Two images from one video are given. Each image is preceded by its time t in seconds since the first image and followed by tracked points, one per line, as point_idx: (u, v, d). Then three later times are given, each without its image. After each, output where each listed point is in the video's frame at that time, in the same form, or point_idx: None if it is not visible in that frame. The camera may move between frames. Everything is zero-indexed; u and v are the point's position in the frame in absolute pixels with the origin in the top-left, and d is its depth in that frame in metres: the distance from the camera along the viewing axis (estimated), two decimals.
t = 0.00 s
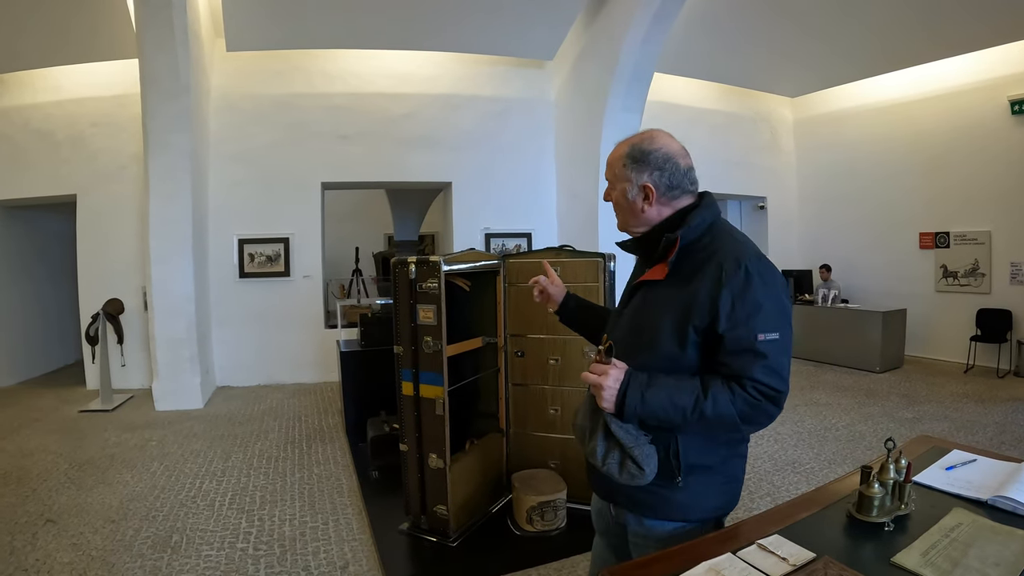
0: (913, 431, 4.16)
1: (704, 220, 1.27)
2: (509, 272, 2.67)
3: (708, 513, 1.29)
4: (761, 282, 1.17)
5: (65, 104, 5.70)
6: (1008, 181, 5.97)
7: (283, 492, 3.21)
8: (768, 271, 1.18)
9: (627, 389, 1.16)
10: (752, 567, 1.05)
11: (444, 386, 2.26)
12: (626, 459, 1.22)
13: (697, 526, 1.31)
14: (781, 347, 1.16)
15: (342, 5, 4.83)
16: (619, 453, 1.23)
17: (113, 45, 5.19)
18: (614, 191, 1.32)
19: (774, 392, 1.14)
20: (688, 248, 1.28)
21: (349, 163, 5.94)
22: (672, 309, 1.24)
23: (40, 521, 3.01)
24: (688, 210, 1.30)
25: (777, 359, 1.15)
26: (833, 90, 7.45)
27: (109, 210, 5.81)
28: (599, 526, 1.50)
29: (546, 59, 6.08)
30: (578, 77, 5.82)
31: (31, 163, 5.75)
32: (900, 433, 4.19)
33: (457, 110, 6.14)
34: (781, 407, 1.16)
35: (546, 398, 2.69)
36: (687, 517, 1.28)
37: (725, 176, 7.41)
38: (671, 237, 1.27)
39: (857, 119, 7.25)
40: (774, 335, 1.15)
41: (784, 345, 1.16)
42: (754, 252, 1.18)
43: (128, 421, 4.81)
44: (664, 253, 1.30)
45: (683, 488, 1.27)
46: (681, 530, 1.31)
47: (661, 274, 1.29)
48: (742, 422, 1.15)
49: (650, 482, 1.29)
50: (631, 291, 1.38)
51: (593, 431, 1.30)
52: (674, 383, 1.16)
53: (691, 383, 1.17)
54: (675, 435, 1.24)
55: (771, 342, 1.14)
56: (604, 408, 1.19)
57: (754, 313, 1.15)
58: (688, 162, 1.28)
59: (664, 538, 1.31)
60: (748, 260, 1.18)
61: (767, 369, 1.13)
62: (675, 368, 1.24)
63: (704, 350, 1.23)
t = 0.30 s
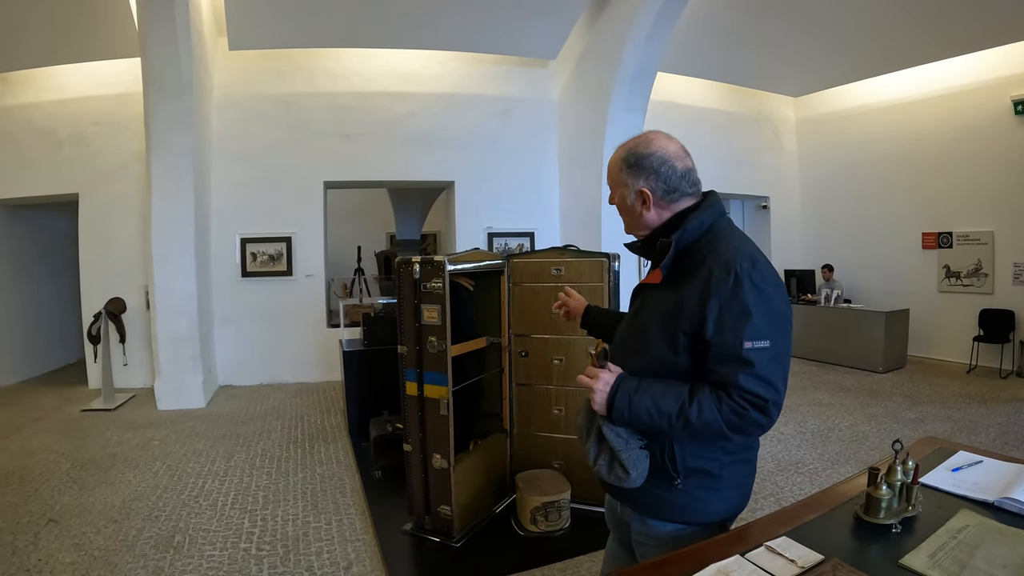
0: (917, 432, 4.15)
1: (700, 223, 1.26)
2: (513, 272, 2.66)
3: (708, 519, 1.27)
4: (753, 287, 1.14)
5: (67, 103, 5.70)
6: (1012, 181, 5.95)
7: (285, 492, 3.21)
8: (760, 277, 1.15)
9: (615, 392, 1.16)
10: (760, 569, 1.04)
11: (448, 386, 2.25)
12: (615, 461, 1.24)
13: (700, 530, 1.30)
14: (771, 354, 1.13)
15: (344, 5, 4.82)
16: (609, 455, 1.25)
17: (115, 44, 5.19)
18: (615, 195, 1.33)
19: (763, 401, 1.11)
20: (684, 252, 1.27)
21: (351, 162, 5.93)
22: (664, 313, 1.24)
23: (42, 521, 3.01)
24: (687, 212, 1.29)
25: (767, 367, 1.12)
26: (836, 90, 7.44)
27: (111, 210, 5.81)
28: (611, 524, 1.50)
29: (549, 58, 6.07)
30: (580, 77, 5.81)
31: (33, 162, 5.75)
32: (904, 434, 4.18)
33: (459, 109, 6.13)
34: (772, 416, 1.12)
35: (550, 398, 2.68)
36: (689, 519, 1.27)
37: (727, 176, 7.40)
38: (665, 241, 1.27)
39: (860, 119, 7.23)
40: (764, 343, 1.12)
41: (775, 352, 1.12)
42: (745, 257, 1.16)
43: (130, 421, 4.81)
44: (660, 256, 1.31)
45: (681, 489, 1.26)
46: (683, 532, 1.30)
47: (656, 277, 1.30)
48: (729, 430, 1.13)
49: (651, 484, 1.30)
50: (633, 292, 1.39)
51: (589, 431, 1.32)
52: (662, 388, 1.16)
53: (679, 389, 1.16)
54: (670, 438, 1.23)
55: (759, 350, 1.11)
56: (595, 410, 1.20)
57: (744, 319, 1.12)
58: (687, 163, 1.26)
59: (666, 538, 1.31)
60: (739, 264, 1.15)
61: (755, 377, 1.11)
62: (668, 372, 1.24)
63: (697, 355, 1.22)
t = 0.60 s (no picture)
0: (919, 432, 4.14)
1: (699, 220, 1.25)
2: (515, 271, 2.65)
3: (709, 516, 1.26)
4: (753, 285, 1.13)
5: (68, 102, 5.69)
6: (1014, 181, 5.94)
7: (286, 491, 3.20)
8: (762, 275, 1.14)
9: (617, 391, 1.15)
10: (766, 569, 1.03)
11: (450, 385, 2.24)
12: (617, 460, 1.23)
13: (700, 527, 1.29)
14: (772, 351, 1.12)
15: (345, 4, 4.82)
16: (611, 453, 1.24)
17: (115, 42, 5.18)
18: (614, 194, 1.32)
19: (764, 397, 1.11)
20: (682, 249, 1.25)
21: (352, 161, 5.92)
22: (664, 311, 1.23)
23: (42, 520, 3.00)
24: (686, 210, 1.28)
25: (768, 364, 1.11)
26: (838, 89, 7.42)
27: (111, 208, 5.80)
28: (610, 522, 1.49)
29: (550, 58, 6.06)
30: (582, 76, 5.80)
31: (34, 161, 5.75)
32: (906, 433, 4.16)
33: (460, 108, 6.12)
34: (773, 412, 1.12)
35: (552, 398, 2.67)
36: (688, 517, 1.26)
37: (729, 175, 7.39)
38: (665, 239, 1.25)
39: (862, 119, 7.21)
40: (765, 340, 1.11)
41: (776, 349, 1.12)
42: (746, 255, 1.15)
43: (131, 419, 4.81)
44: (658, 253, 1.29)
45: (681, 487, 1.25)
46: (683, 529, 1.29)
47: (656, 275, 1.28)
48: (732, 428, 1.12)
49: (651, 483, 1.28)
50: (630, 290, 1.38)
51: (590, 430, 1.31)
52: (663, 387, 1.15)
53: (680, 387, 1.15)
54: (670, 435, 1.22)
55: (761, 347, 1.11)
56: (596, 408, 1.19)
57: (745, 317, 1.11)
58: (684, 156, 1.25)
59: (666, 536, 1.29)
60: (740, 262, 1.14)
61: (757, 374, 1.10)
62: (668, 370, 1.23)
63: (697, 353, 1.21)
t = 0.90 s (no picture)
0: (923, 433, 4.11)
1: (686, 215, 1.24)
2: (517, 269, 2.64)
3: (705, 510, 1.24)
4: (743, 275, 1.11)
5: (67, 101, 5.67)
6: (1017, 180, 5.90)
7: (286, 492, 3.18)
8: (750, 265, 1.13)
9: (611, 386, 1.13)
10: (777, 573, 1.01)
11: (452, 385, 2.22)
12: (614, 456, 1.21)
13: (697, 522, 1.27)
14: (765, 340, 1.10)
15: (346, 1, 4.79)
16: (607, 450, 1.22)
17: (115, 40, 5.16)
18: (598, 196, 1.30)
19: (757, 384, 1.08)
20: (671, 245, 1.24)
21: (352, 160, 5.90)
22: (655, 306, 1.21)
23: (41, 520, 2.98)
24: (672, 206, 1.27)
25: (761, 352, 1.09)
26: (839, 88, 7.39)
27: (111, 208, 5.78)
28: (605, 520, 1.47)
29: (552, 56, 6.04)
30: (584, 75, 5.78)
31: (35, 160, 5.73)
32: (910, 433, 4.14)
33: (461, 106, 6.09)
34: (767, 400, 1.10)
35: (554, 397, 2.65)
36: (684, 512, 1.24)
37: (730, 174, 7.36)
38: (652, 234, 1.23)
39: (865, 117, 7.18)
40: (756, 327, 1.09)
41: (767, 337, 1.10)
42: (735, 246, 1.13)
43: (131, 419, 4.79)
44: (647, 249, 1.28)
45: (676, 482, 1.23)
46: (679, 525, 1.27)
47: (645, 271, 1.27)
48: (727, 417, 1.10)
49: (646, 479, 1.26)
50: (619, 289, 1.35)
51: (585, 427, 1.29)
52: (655, 380, 1.13)
53: (673, 379, 1.13)
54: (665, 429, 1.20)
55: (753, 335, 1.08)
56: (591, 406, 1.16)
57: (736, 305, 1.09)
58: (665, 153, 1.25)
59: (660, 532, 1.28)
60: (727, 253, 1.13)
61: (750, 362, 1.08)
62: (661, 364, 1.20)
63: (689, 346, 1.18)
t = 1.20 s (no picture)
0: (927, 433, 4.07)
1: (667, 209, 1.21)
2: (517, 268, 2.59)
3: (706, 507, 1.20)
4: (731, 261, 1.08)
5: (65, 100, 5.63)
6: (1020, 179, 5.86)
7: (284, 494, 3.14)
8: (736, 251, 1.10)
9: (607, 385, 1.09)
10: None
11: (452, 386, 2.18)
12: (613, 455, 1.17)
13: (699, 521, 1.23)
14: (757, 324, 1.07)
15: None
16: (606, 449, 1.18)
17: (112, 39, 5.12)
18: (587, 183, 1.23)
19: (754, 369, 1.05)
20: (655, 240, 1.20)
21: (351, 158, 5.86)
22: (644, 301, 1.17)
23: (36, 523, 2.94)
24: (653, 202, 1.24)
25: (754, 336, 1.05)
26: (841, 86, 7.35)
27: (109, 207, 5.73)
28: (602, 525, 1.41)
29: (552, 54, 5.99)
30: (584, 73, 5.73)
31: (32, 159, 5.68)
32: (913, 434, 4.10)
33: (461, 104, 6.05)
34: (764, 383, 1.06)
35: (555, 398, 2.61)
36: (685, 511, 1.19)
37: (732, 173, 7.32)
38: (636, 231, 1.20)
39: (867, 116, 7.13)
40: (747, 313, 1.06)
41: (759, 321, 1.07)
42: (720, 232, 1.10)
43: (128, 420, 4.75)
44: (632, 247, 1.24)
45: (677, 480, 1.18)
46: (679, 525, 1.22)
47: (630, 268, 1.23)
48: (727, 405, 1.06)
49: (644, 478, 1.22)
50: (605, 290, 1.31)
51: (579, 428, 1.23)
52: (650, 374, 1.09)
53: (668, 371, 1.08)
54: (663, 423, 1.16)
55: (744, 319, 1.05)
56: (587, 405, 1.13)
57: (727, 292, 1.06)
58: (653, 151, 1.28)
59: (659, 534, 1.23)
60: (712, 242, 1.10)
61: (745, 347, 1.04)
62: (654, 360, 1.16)
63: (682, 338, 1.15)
